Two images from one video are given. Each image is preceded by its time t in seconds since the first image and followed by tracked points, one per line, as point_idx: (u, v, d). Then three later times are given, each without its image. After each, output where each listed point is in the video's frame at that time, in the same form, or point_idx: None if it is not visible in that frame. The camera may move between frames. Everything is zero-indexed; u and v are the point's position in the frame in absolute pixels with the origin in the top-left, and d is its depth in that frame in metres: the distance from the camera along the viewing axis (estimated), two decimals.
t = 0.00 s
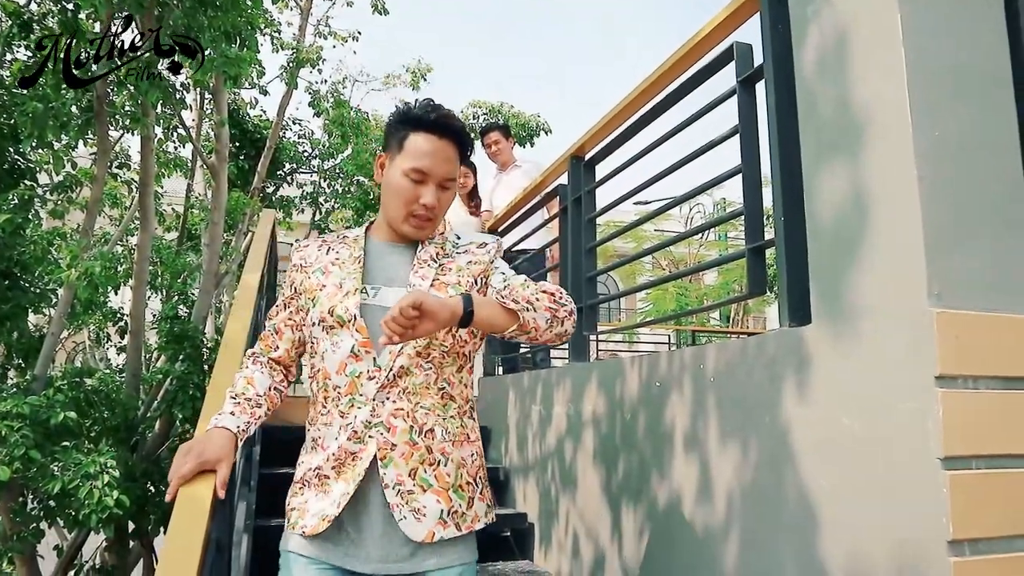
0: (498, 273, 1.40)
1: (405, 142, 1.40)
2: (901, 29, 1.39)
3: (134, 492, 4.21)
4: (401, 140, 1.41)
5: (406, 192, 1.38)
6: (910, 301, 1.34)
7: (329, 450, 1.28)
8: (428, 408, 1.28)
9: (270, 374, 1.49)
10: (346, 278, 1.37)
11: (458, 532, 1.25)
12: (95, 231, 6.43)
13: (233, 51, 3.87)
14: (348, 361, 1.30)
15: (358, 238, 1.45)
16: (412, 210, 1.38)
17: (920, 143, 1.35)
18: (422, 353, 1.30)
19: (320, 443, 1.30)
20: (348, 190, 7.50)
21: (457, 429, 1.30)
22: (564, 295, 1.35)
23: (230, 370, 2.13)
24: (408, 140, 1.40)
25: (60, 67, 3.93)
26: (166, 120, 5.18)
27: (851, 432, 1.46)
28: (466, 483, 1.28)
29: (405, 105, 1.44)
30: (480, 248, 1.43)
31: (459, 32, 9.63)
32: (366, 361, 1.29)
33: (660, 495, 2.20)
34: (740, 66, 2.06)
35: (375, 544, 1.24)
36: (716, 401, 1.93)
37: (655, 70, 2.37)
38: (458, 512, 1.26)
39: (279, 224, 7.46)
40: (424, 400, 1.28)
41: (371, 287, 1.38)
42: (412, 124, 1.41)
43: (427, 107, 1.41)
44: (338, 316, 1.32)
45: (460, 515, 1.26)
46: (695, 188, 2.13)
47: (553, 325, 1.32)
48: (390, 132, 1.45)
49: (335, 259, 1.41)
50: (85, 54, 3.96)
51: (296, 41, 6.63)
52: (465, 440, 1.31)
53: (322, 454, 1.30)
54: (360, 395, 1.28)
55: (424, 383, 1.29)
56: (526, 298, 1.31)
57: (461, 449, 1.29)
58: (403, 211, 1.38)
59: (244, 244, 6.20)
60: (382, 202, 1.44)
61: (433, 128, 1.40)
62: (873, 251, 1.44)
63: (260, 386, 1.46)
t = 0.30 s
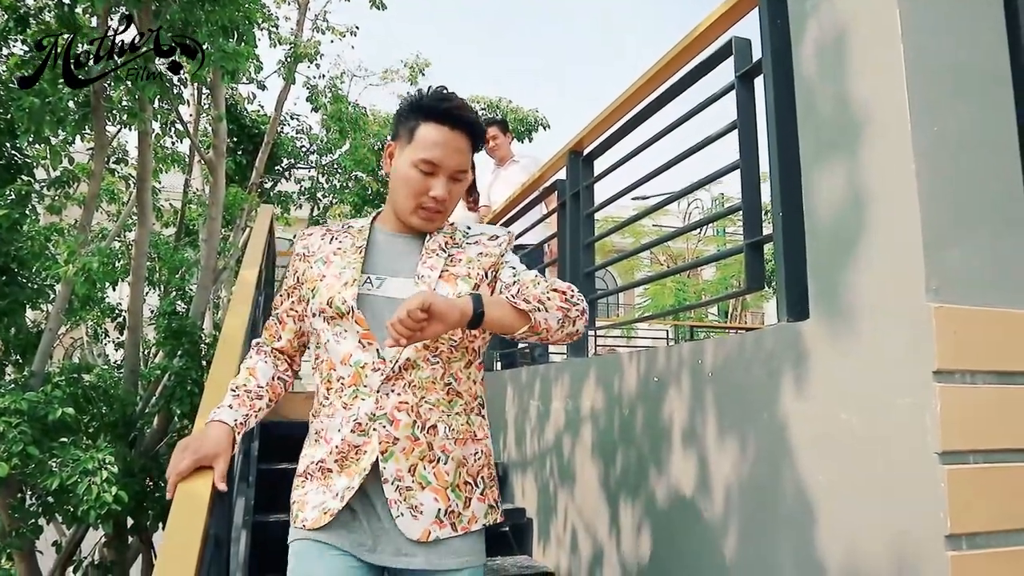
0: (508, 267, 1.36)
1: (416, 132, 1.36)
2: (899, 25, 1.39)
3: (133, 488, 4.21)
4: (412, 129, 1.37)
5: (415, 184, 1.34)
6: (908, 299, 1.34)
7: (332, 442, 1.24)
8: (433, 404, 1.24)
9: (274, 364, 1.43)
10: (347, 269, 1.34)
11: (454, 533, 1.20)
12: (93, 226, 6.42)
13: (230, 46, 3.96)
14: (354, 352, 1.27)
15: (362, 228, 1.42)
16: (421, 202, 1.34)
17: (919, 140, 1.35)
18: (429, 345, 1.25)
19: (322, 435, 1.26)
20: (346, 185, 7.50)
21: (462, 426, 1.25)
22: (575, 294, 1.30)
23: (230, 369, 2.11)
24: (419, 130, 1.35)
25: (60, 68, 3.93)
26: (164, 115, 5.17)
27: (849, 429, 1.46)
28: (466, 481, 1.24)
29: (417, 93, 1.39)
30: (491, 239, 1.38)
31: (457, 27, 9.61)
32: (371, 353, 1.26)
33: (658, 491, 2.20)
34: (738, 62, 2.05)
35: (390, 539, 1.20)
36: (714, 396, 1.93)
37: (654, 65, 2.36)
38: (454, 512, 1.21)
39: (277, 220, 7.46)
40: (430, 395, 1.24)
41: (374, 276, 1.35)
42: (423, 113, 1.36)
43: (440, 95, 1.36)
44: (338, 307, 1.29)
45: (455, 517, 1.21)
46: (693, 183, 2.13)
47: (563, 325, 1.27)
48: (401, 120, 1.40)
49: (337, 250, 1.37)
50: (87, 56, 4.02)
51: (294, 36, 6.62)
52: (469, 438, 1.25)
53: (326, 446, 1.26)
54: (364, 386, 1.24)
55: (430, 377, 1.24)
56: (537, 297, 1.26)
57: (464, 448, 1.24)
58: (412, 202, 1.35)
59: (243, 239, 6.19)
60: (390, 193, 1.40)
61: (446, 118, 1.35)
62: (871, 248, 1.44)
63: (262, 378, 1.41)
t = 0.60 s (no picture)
0: (520, 253, 1.33)
1: (424, 109, 1.33)
2: (897, 21, 1.39)
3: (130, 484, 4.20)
4: (420, 107, 1.34)
5: (422, 163, 1.31)
6: (906, 295, 1.34)
7: (335, 435, 1.22)
8: (441, 396, 1.22)
9: (268, 350, 1.38)
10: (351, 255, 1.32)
11: (460, 529, 1.19)
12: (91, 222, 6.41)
13: (227, 41, 3.92)
14: (359, 341, 1.25)
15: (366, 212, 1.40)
16: (428, 182, 1.31)
17: (917, 136, 1.35)
18: (437, 336, 1.23)
19: (325, 427, 1.25)
20: (344, 181, 7.49)
21: (471, 420, 1.23)
22: (589, 279, 1.28)
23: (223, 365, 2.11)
24: (427, 108, 1.33)
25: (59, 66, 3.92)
26: (161, 110, 5.16)
27: (847, 425, 1.47)
28: (474, 476, 1.22)
29: (428, 69, 1.36)
30: (503, 225, 1.36)
31: (455, 22, 9.60)
32: (377, 343, 1.24)
33: (656, 486, 2.21)
34: (737, 58, 2.05)
35: (396, 538, 1.18)
36: (712, 392, 1.94)
37: (652, 61, 2.36)
38: (461, 508, 1.19)
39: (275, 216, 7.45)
40: (438, 386, 1.22)
41: (377, 262, 1.34)
42: (432, 90, 1.34)
43: (450, 72, 1.33)
44: (342, 294, 1.27)
45: (461, 513, 1.19)
46: (692, 179, 2.12)
47: (577, 312, 1.25)
48: (409, 98, 1.38)
49: (341, 234, 1.36)
50: (86, 55, 4.01)
51: (292, 31, 6.60)
52: (477, 432, 1.24)
53: (328, 438, 1.24)
54: (369, 377, 1.22)
55: (438, 369, 1.23)
56: (551, 283, 1.24)
57: (472, 442, 1.23)
58: (419, 182, 1.32)
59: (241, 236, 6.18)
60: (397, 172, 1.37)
61: (455, 95, 1.32)
62: (868, 245, 1.44)
63: (255, 367, 1.35)
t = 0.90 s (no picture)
0: (524, 254, 1.32)
1: (427, 106, 1.33)
2: (896, 19, 1.38)
3: (129, 484, 4.19)
4: (424, 103, 1.34)
5: (423, 161, 1.31)
6: (904, 294, 1.34)
7: (334, 447, 1.21)
8: (443, 403, 1.21)
9: (259, 353, 1.36)
10: (349, 257, 1.31)
11: (464, 541, 1.18)
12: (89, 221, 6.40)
13: (225, 40, 3.92)
14: (357, 347, 1.24)
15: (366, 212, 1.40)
16: (428, 180, 1.31)
17: (915, 134, 1.35)
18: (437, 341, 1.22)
19: (324, 436, 1.24)
20: (342, 180, 7.48)
21: (474, 427, 1.23)
22: (595, 283, 1.27)
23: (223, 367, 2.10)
24: (429, 104, 1.33)
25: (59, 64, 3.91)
26: (159, 108, 5.15)
27: (845, 423, 1.47)
28: (477, 485, 1.21)
29: (431, 63, 1.36)
30: (506, 225, 1.35)
31: (454, 21, 9.59)
32: (376, 350, 1.23)
33: (654, 484, 2.21)
34: (734, 57, 2.05)
35: (397, 553, 1.17)
36: (710, 391, 1.94)
37: (650, 60, 2.36)
38: (465, 520, 1.18)
39: (274, 215, 7.44)
40: (439, 393, 1.21)
41: (376, 264, 1.33)
42: (435, 85, 1.34)
43: (453, 66, 1.33)
44: (339, 297, 1.26)
45: (465, 524, 1.18)
46: (691, 177, 2.13)
47: (585, 318, 1.25)
48: (412, 93, 1.37)
49: (340, 235, 1.35)
50: (86, 55, 4.00)
51: (290, 30, 6.59)
52: (480, 440, 1.23)
53: (327, 450, 1.24)
54: (368, 385, 1.22)
55: (439, 375, 1.21)
56: (558, 289, 1.24)
57: (475, 450, 1.22)
58: (420, 180, 1.32)
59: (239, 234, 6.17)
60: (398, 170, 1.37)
61: (458, 91, 1.32)
62: (865, 243, 1.45)
63: (248, 371, 1.33)
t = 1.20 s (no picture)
0: (522, 270, 1.15)
1: (419, 99, 1.19)
2: (893, 21, 1.39)
3: (127, 484, 4.19)
4: (415, 96, 1.20)
5: (414, 160, 1.17)
6: (902, 295, 1.34)
7: (327, 469, 1.06)
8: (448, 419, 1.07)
9: (269, 377, 1.18)
10: (342, 261, 1.14)
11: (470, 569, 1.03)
12: (87, 221, 6.40)
13: (225, 40, 3.93)
14: (352, 361, 1.09)
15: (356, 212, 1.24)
16: (420, 182, 1.18)
17: (914, 136, 1.36)
18: (438, 353, 1.07)
19: (316, 458, 1.09)
20: (341, 180, 7.48)
21: (477, 444, 1.09)
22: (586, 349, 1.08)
23: (224, 372, 2.09)
24: (422, 97, 1.19)
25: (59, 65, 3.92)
26: (159, 108, 5.14)
27: (843, 424, 1.47)
28: (483, 508, 1.07)
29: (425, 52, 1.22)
30: (504, 230, 1.18)
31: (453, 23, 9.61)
32: (372, 362, 1.08)
33: (652, 486, 2.21)
34: (734, 59, 2.06)
35: None
36: (708, 392, 1.94)
37: (649, 62, 2.36)
38: (470, 545, 1.04)
39: (272, 215, 7.44)
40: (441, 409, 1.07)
41: (376, 268, 1.18)
42: (427, 79, 1.19)
43: (447, 60, 1.19)
44: (337, 306, 1.10)
45: (472, 551, 1.04)
46: (690, 179, 2.13)
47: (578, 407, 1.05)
48: (403, 84, 1.24)
49: (331, 237, 1.18)
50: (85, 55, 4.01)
51: (289, 30, 6.60)
52: (484, 457, 1.09)
53: (318, 473, 1.08)
54: (364, 402, 1.07)
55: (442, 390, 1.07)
56: (560, 373, 1.02)
57: (479, 469, 1.08)
58: (411, 181, 1.18)
59: (238, 235, 6.16)
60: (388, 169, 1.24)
61: (453, 82, 1.18)
62: (864, 244, 1.45)
63: (261, 395, 1.15)
